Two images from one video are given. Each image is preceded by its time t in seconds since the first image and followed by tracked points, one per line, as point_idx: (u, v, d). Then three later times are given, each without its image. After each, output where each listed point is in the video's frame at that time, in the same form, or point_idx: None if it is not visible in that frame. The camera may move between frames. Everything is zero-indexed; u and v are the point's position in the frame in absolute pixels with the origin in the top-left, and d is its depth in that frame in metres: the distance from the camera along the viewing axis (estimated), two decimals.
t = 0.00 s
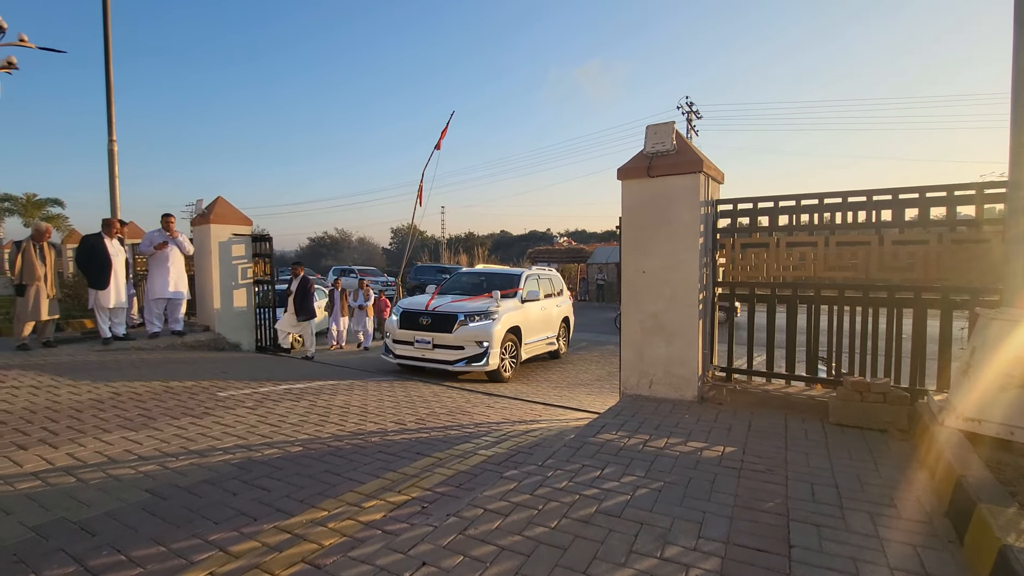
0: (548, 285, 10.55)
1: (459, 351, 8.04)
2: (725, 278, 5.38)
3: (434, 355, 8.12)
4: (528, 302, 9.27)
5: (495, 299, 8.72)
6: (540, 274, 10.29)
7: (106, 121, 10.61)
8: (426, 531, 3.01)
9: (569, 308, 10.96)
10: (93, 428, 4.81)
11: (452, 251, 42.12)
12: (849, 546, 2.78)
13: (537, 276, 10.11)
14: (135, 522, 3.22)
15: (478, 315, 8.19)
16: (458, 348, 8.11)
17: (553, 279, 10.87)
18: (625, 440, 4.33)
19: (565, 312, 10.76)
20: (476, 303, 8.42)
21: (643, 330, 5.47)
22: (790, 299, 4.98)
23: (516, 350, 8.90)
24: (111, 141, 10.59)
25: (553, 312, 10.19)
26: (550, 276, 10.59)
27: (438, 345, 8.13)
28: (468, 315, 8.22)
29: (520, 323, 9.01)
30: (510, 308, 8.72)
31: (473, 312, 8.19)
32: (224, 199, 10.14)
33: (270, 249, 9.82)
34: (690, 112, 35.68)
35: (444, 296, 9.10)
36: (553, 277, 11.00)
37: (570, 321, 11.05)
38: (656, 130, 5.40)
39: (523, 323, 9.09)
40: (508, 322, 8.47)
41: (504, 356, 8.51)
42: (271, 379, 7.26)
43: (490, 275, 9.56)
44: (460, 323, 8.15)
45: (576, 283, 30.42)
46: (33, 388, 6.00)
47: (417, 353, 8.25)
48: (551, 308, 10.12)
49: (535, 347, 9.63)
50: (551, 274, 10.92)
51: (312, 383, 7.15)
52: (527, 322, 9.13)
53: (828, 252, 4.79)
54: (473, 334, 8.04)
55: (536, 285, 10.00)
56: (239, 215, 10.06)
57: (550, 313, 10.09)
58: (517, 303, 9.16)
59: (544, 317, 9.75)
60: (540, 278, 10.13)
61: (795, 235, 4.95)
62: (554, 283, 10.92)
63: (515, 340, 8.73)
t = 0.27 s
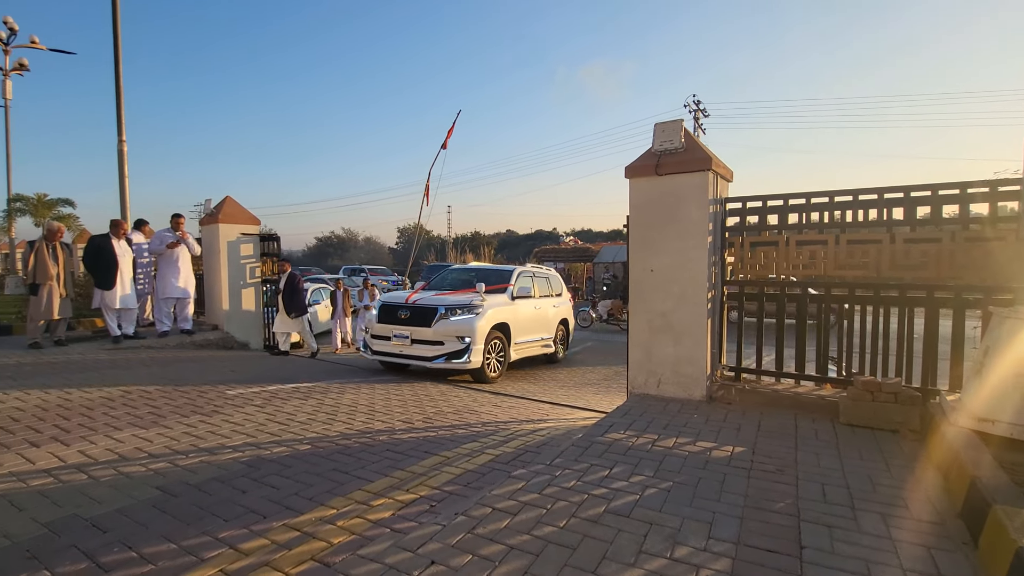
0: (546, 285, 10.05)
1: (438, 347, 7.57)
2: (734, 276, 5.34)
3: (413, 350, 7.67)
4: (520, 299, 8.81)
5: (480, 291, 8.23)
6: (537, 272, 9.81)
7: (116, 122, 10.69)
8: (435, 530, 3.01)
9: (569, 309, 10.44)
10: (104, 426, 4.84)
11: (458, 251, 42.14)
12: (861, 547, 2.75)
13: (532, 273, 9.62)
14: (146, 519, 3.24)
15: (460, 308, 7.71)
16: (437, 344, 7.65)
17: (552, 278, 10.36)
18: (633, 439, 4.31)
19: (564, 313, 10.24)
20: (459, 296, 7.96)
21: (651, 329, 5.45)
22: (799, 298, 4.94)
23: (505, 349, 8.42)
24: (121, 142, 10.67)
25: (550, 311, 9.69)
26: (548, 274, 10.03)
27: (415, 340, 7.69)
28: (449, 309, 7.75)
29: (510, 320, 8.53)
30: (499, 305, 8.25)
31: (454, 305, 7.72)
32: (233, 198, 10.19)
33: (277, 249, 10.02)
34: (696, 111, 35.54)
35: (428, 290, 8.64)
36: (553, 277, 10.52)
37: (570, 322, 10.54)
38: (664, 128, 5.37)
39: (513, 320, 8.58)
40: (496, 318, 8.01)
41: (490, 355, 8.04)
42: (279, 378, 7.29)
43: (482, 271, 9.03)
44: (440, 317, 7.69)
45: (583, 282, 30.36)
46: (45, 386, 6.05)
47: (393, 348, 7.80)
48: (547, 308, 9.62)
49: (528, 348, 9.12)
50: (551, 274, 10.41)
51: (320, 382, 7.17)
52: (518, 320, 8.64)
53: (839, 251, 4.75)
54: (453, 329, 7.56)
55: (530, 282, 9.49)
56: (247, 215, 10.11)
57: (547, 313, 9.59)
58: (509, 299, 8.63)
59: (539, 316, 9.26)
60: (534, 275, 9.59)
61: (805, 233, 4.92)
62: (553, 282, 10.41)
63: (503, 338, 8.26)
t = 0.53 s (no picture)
0: (543, 286, 9.77)
1: (423, 344, 7.37)
2: (740, 277, 5.32)
3: (398, 347, 7.49)
4: (513, 297, 8.56)
5: (468, 288, 8.02)
6: (533, 271, 9.58)
7: (125, 122, 10.76)
8: (440, 530, 3.01)
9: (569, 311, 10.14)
10: (113, 424, 4.87)
11: (464, 251, 42.18)
12: (868, 550, 2.73)
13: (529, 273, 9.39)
14: (154, 517, 3.26)
15: (447, 304, 7.52)
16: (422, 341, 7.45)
17: (550, 278, 10.09)
18: (639, 440, 4.30)
19: (563, 314, 9.93)
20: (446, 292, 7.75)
21: (657, 330, 5.43)
22: (807, 299, 4.91)
23: (496, 349, 8.16)
24: (129, 143, 10.74)
25: (547, 312, 9.41)
26: (546, 274, 9.87)
27: (400, 336, 7.51)
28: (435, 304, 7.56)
29: (502, 319, 8.30)
30: (489, 302, 8.03)
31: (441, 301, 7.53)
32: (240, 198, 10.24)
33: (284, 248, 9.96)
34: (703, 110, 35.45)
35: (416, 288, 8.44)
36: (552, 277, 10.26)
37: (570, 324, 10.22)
38: (670, 128, 5.35)
39: (506, 318, 8.33)
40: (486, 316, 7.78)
41: (479, 354, 7.80)
42: (286, 377, 7.31)
43: (476, 268, 8.88)
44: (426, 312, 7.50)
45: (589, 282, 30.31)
46: (55, 385, 6.10)
47: (378, 344, 7.64)
48: (544, 309, 9.34)
49: (522, 349, 8.84)
50: (549, 274, 10.13)
51: (326, 381, 7.19)
52: (511, 320, 8.39)
53: (846, 251, 4.71)
54: (439, 325, 7.36)
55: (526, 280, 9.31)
56: (254, 215, 10.15)
57: (544, 313, 9.32)
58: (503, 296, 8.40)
59: (535, 316, 8.99)
60: (531, 274, 9.45)
61: (812, 234, 4.89)
62: (552, 283, 10.14)
63: (493, 337, 8.02)
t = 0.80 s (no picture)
0: (538, 287, 9.59)
1: (406, 340, 7.26)
2: (743, 279, 5.30)
3: (382, 343, 7.40)
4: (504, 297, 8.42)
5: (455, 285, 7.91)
6: (528, 271, 9.43)
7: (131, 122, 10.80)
8: (441, 531, 3.00)
9: (564, 313, 9.96)
10: (117, 423, 4.89)
11: (467, 251, 42.29)
12: (871, 555, 2.71)
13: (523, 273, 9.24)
14: (157, 517, 3.26)
15: (433, 299, 7.41)
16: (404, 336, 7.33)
17: (546, 280, 9.93)
18: (640, 442, 4.28)
19: (558, 316, 9.75)
20: (432, 288, 7.67)
21: (660, 331, 5.41)
22: (810, 301, 4.89)
23: (485, 349, 8.01)
24: (135, 143, 10.78)
25: (542, 313, 9.24)
26: (542, 275, 9.73)
27: (382, 331, 7.42)
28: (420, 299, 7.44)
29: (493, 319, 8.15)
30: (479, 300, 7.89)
31: (426, 296, 7.43)
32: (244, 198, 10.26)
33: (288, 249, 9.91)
34: (707, 111, 35.39)
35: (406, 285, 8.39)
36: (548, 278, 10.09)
37: (566, 326, 10.02)
38: (674, 129, 5.33)
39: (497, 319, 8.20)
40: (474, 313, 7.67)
41: (466, 354, 7.67)
42: (289, 377, 7.32)
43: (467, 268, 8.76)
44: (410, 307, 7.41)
45: (592, 283, 30.28)
46: (60, 384, 6.12)
47: (360, 340, 7.56)
48: (538, 310, 9.17)
49: (514, 351, 8.67)
50: (545, 276, 9.96)
51: (329, 381, 7.20)
52: (502, 319, 8.25)
53: (850, 254, 4.69)
54: (423, 321, 7.26)
55: (519, 279, 9.18)
56: (258, 215, 10.17)
57: (538, 315, 9.15)
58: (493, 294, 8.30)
59: (528, 317, 8.83)
60: (526, 275, 9.32)
61: (816, 236, 4.87)
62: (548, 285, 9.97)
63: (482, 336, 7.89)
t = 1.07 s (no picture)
0: (526, 287, 9.25)
1: (374, 336, 6.94)
2: (743, 279, 5.28)
3: (352, 339, 7.12)
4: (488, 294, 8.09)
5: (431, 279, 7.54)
6: (516, 269, 9.10)
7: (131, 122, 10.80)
8: (439, 531, 2.99)
9: (555, 314, 9.61)
10: (116, 423, 4.88)
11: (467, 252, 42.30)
12: (871, 556, 2.70)
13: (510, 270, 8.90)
14: (156, 516, 3.25)
15: (404, 293, 7.07)
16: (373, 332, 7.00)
17: (536, 279, 9.59)
18: (640, 443, 4.27)
19: (548, 317, 9.40)
20: (406, 281, 7.33)
21: (659, 331, 5.40)
22: (810, 301, 4.88)
23: (465, 349, 7.69)
24: (135, 143, 10.78)
25: (530, 313, 8.90)
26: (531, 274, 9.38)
27: (350, 327, 7.12)
28: (392, 294, 7.12)
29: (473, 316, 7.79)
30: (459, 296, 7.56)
31: (397, 290, 7.09)
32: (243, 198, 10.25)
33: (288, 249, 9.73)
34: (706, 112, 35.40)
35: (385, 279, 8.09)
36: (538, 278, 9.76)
37: (557, 328, 9.67)
38: (674, 129, 5.32)
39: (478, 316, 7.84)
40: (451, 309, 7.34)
41: (442, 353, 7.35)
42: (288, 377, 7.31)
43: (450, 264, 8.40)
44: (381, 301, 7.10)
45: (592, 283, 30.27)
46: (59, 384, 6.11)
47: (329, 337, 7.29)
48: (526, 310, 8.83)
49: (499, 352, 8.34)
50: (535, 275, 9.63)
51: (329, 381, 7.19)
52: (485, 318, 7.92)
53: (850, 254, 4.68)
54: (393, 316, 6.93)
55: (505, 277, 8.82)
56: (258, 215, 10.17)
57: (525, 314, 8.82)
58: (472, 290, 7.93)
59: (515, 316, 8.50)
60: (512, 272, 8.95)
61: (816, 235, 4.86)
62: (538, 285, 9.64)
63: (461, 334, 7.56)
